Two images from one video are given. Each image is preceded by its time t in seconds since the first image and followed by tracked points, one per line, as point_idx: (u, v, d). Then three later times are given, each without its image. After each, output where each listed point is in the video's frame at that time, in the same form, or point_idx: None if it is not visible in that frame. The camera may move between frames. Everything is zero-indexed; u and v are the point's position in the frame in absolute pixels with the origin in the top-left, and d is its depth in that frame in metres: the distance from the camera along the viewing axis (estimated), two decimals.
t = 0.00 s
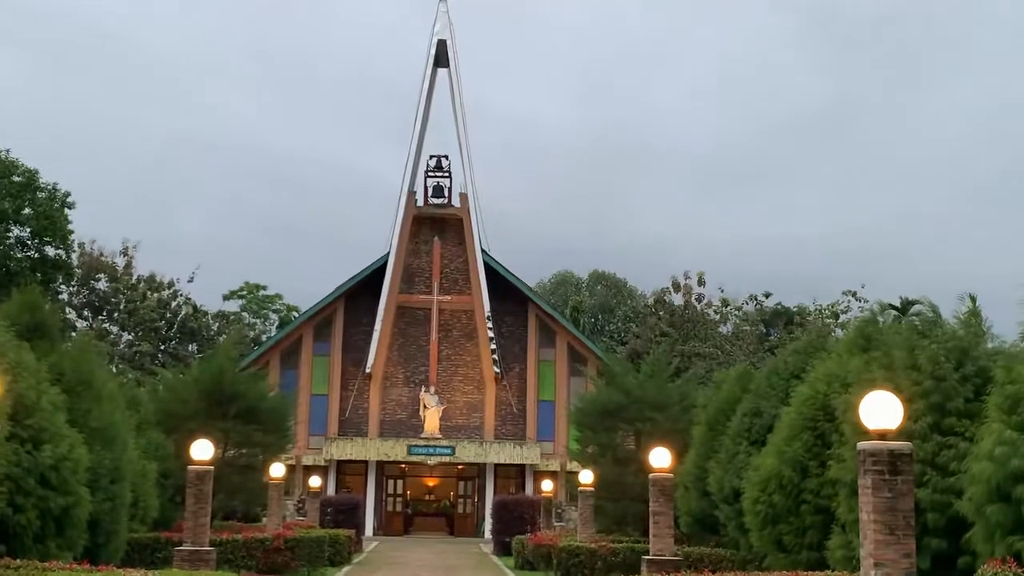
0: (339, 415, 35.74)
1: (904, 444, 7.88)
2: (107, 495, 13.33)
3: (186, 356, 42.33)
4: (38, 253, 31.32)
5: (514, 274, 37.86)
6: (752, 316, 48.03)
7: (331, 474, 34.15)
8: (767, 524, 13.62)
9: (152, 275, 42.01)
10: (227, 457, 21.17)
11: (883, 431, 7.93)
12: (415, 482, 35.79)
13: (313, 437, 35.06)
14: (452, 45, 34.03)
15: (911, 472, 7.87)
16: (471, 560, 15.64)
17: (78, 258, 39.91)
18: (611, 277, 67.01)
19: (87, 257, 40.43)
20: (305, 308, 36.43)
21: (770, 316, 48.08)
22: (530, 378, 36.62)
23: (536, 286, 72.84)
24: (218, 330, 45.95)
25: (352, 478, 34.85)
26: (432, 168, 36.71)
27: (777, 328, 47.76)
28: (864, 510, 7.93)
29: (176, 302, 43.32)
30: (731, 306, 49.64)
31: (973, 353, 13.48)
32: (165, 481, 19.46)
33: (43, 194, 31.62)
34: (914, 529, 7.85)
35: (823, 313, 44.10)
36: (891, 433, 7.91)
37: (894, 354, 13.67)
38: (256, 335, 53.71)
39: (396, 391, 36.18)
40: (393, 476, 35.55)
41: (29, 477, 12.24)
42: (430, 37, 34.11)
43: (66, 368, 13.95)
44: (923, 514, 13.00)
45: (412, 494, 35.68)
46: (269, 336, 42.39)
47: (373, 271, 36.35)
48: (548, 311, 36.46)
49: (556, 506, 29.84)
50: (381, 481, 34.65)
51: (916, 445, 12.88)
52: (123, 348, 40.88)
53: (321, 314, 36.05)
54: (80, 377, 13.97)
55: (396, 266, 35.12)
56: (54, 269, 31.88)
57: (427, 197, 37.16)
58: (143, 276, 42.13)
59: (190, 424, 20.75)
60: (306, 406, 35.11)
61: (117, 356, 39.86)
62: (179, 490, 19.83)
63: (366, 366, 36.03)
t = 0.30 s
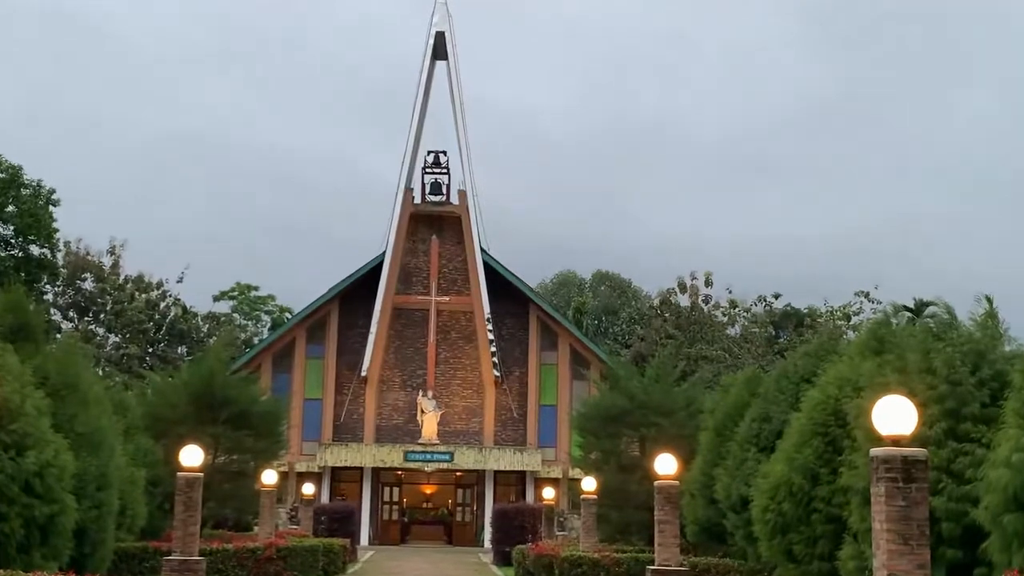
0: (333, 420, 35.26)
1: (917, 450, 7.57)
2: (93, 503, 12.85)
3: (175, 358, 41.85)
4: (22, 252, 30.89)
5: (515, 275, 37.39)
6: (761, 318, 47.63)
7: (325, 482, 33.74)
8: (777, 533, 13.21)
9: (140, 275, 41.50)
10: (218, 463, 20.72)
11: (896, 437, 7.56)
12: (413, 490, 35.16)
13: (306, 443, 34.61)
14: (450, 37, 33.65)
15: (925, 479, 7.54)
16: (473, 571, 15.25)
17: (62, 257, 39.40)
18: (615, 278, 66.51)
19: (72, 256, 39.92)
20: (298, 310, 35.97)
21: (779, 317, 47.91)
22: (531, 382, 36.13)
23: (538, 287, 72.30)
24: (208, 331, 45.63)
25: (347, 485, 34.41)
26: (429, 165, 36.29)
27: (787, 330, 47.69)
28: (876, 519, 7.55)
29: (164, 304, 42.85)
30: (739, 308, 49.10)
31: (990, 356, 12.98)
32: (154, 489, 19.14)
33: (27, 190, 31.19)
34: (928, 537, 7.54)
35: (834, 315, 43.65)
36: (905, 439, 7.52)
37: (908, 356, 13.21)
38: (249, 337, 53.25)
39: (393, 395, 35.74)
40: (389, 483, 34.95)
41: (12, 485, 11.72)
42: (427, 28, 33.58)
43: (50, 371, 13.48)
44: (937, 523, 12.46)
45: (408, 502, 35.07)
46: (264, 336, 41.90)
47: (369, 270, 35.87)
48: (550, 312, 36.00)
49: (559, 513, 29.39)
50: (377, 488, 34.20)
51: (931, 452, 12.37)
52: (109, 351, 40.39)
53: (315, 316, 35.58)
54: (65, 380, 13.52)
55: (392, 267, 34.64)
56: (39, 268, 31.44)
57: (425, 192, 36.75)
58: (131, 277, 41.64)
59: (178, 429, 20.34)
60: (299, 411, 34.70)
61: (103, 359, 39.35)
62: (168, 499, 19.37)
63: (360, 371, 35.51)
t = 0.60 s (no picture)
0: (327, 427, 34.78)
1: (933, 458, 7.12)
2: (77, 514, 12.36)
3: (162, 362, 41.42)
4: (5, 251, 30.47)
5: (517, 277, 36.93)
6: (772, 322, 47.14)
7: (318, 491, 33.31)
8: (787, 545, 12.77)
9: (127, 276, 41.00)
10: (207, 471, 20.27)
11: (911, 445, 7.11)
12: (410, 499, 34.59)
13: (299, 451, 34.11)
14: (448, 30, 33.16)
15: (939, 489, 7.09)
16: None
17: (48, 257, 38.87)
18: (618, 279, 66.06)
19: (57, 257, 39.40)
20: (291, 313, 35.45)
21: (790, 321, 47.41)
22: (532, 387, 35.68)
23: (539, 288, 71.80)
24: (198, 335, 45.12)
25: (340, 496, 34.03)
26: (427, 163, 35.81)
27: (798, 334, 47.20)
28: (890, 530, 7.12)
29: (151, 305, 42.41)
30: (748, 311, 48.58)
31: (1010, 362, 12.49)
32: (141, 498, 18.73)
33: (9, 189, 30.81)
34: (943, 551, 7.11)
35: (848, 318, 43.15)
36: (920, 447, 7.07)
37: (924, 362, 12.74)
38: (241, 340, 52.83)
39: (388, 400, 35.30)
40: (387, 492, 34.49)
41: None
42: (426, 20, 33.08)
43: (33, 375, 13.02)
44: (953, 535, 11.94)
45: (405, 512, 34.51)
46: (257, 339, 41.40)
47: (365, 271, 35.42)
48: (552, 316, 35.55)
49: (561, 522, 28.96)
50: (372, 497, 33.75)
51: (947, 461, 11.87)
52: (95, 354, 39.90)
53: (308, 319, 35.07)
54: (50, 385, 13.07)
55: (388, 268, 34.14)
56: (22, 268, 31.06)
57: (423, 190, 36.30)
58: (117, 278, 41.17)
59: (166, 436, 19.91)
60: (292, 417, 34.19)
61: (89, 362, 38.89)
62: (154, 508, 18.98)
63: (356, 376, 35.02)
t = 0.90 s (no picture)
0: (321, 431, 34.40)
1: (947, 465, 6.77)
2: (62, 520, 11.98)
3: (151, 364, 41.08)
4: None
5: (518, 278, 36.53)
6: (781, 324, 46.70)
7: (312, 499, 32.93)
8: (796, 555, 12.42)
9: (115, 276, 40.61)
10: (198, 477, 19.90)
11: (925, 452, 6.76)
12: (406, 506, 34.22)
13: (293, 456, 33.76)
14: (447, 22, 32.78)
15: (955, 498, 6.74)
16: None
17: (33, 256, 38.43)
18: (623, 280, 65.64)
19: (43, 255, 39.00)
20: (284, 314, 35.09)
21: (799, 324, 46.97)
22: (534, 390, 35.28)
23: (540, 288, 71.35)
24: (188, 336, 44.77)
25: (334, 503, 33.67)
26: (426, 159, 35.44)
27: (808, 337, 46.77)
28: (903, 540, 6.76)
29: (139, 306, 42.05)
30: (756, 313, 48.13)
31: None
32: (128, 504, 18.32)
33: None
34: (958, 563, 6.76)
35: (859, 321, 42.71)
36: (935, 454, 6.72)
37: (939, 366, 12.33)
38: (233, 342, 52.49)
39: (385, 404, 34.88)
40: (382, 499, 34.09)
41: None
42: (424, 12, 32.69)
43: (18, 377, 12.64)
44: (967, 545, 11.47)
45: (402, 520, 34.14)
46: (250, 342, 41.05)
47: (360, 271, 35.05)
48: (554, 317, 35.15)
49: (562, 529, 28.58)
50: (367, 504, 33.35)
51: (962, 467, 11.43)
52: (82, 355, 39.51)
53: (301, 320, 34.73)
54: (37, 387, 12.69)
55: (384, 267, 33.78)
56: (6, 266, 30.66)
57: (421, 187, 35.94)
58: (106, 278, 40.79)
59: (154, 440, 19.53)
60: (286, 421, 33.86)
61: (77, 364, 38.54)
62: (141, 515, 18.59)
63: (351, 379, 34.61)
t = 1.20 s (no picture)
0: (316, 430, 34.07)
1: (959, 465, 6.44)
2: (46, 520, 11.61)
3: (139, 361, 40.81)
4: None
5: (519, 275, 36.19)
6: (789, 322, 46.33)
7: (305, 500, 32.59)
8: (804, 558, 12.12)
9: (104, 271, 40.23)
10: (188, 477, 19.59)
11: (935, 452, 6.42)
12: (402, 508, 33.94)
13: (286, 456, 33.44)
14: (445, 10, 32.44)
15: (966, 499, 6.40)
16: None
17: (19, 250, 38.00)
18: (626, 276, 65.28)
19: (29, 249, 38.65)
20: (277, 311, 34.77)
21: (807, 322, 46.61)
22: (535, 389, 34.95)
23: (541, 284, 70.95)
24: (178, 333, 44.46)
25: (329, 504, 33.34)
26: (423, 150, 35.08)
27: (815, 336, 46.41)
28: (912, 543, 6.41)
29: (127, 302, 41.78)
30: (763, 310, 47.76)
31: None
32: (117, 505, 17.98)
33: None
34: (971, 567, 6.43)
35: (869, 318, 42.35)
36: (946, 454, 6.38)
37: (951, 364, 11.98)
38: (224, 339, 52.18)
39: (381, 402, 34.56)
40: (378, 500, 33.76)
41: None
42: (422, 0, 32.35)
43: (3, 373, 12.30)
44: (979, 548, 11.12)
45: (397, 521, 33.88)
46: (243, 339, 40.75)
47: (355, 267, 34.71)
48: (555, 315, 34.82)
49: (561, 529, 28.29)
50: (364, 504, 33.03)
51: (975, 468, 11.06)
52: (70, 352, 39.20)
53: (295, 317, 34.39)
54: (23, 385, 12.36)
55: (381, 263, 33.46)
56: None
57: (419, 179, 35.59)
58: (94, 273, 40.47)
59: (143, 440, 19.21)
60: (279, 421, 33.54)
61: (64, 361, 38.26)
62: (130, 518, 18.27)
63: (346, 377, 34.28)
